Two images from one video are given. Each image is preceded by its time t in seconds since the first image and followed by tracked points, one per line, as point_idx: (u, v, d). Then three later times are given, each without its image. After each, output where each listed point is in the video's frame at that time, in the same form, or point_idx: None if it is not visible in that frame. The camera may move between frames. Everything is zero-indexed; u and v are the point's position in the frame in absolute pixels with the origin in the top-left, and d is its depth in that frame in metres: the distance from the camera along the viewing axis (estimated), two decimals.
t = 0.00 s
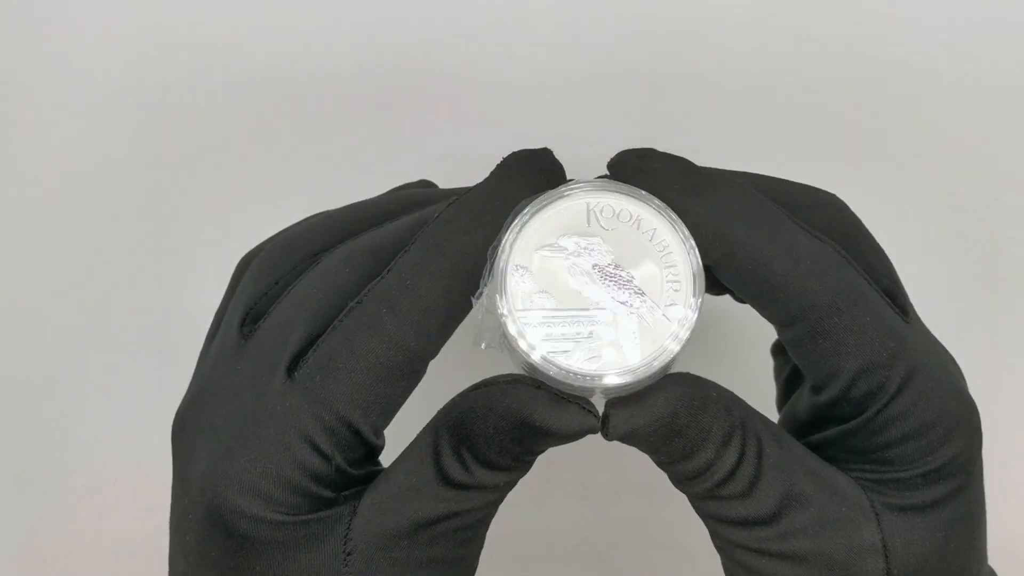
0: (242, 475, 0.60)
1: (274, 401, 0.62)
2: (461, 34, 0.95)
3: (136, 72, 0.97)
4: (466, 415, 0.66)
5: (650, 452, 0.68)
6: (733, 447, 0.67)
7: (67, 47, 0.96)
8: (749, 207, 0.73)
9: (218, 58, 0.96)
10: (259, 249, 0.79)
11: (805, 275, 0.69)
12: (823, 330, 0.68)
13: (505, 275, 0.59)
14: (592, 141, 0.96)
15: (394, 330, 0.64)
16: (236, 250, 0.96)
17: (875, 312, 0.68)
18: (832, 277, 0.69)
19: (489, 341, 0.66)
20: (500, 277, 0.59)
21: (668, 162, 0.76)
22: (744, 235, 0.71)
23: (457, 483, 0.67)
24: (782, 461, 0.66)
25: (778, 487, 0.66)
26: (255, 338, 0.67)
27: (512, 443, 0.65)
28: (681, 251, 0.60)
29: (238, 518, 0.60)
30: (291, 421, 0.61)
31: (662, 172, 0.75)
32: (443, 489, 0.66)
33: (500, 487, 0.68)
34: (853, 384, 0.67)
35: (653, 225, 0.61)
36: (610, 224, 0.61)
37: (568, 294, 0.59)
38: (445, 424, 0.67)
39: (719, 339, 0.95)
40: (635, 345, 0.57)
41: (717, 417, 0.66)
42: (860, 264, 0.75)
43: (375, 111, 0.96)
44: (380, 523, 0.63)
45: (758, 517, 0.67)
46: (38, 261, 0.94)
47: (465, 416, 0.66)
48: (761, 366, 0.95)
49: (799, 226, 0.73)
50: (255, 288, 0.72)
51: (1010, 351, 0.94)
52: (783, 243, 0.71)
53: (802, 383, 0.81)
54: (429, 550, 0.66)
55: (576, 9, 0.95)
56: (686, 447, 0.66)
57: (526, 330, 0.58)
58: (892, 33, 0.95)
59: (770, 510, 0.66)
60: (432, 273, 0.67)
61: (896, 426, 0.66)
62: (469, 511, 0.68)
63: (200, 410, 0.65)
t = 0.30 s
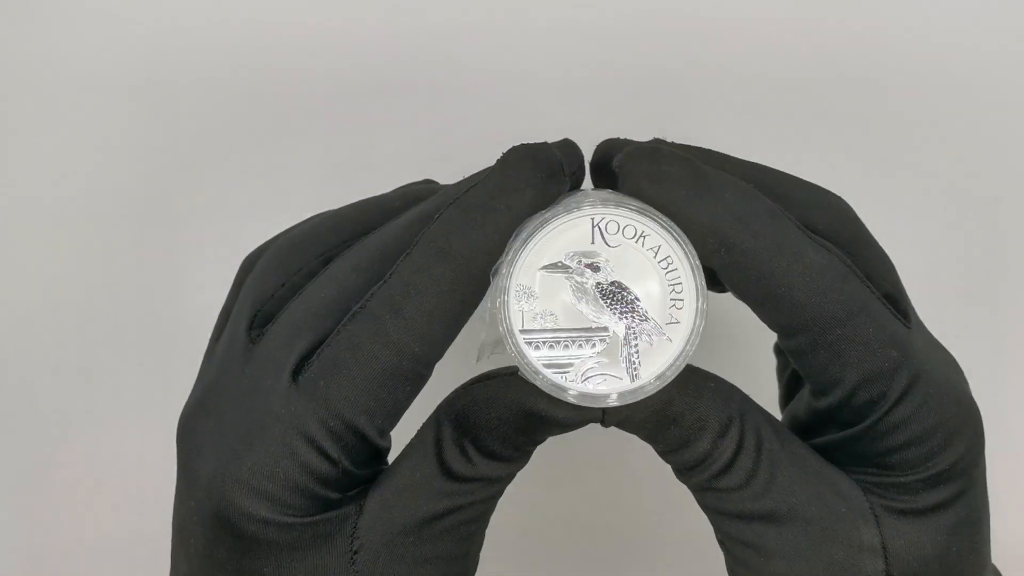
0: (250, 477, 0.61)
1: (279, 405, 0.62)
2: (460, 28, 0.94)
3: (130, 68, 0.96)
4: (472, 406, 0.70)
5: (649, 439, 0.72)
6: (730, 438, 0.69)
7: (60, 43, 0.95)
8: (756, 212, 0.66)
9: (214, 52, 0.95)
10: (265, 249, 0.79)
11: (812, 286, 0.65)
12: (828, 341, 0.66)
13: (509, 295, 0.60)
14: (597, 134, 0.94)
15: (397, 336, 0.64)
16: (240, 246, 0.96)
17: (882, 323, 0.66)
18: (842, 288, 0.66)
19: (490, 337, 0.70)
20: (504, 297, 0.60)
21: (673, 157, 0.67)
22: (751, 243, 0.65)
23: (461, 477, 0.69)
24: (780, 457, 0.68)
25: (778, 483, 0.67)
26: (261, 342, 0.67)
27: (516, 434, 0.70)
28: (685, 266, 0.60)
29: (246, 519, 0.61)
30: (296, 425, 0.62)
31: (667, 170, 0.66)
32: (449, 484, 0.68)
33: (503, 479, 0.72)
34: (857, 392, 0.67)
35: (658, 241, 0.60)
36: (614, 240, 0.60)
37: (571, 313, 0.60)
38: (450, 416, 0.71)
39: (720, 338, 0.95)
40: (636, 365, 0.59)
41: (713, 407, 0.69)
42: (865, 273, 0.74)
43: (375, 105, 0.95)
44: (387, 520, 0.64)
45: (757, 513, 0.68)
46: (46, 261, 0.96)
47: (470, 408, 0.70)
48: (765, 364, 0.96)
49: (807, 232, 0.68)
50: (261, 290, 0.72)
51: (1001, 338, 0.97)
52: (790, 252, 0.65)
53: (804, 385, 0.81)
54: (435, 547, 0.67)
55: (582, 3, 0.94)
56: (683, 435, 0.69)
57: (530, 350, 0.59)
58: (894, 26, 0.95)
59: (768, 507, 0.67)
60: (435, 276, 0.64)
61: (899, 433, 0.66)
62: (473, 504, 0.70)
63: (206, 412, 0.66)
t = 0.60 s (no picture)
0: (254, 478, 0.61)
1: (283, 406, 0.63)
2: (461, 24, 0.94)
3: (131, 65, 0.96)
4: (477, 404, 0.71)
5: (651, 432, 0.73)
6: (731, 433, 0.70)
7: (60, 41, 0.95)
8: (761, 215, 0.65)
9: (215, 49, 0.95)
10: (270, 250, 0.80)
11: (817, 289, 0.64)
12: (830, 345, 0.65)
13: (513, 306, 0.60)
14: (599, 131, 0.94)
15: (400, 338, 0.64)
16: (243, 244, 0.96)
17: (885, 327, 0.66)
18: (846, 292, 0.65)
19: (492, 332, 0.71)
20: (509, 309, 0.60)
21: (680, 158, 0.65)
22: (755, 245, 0.64)
23: (467, 475, 0.69)
24: (783, 454, 0.68)
25: (778, 480, 0.67)
26: (268, 344, 0.68)
27: (522, 430, 0.72)
28: (689, 275, 0.60)
29: (252, 520, 0.61)
30: (300, 426, 0.62)
31: (674, 174, 0.64)
32: (453, 482, 0.68)
33: (506, 477, 0.72)
34: (859, 396, 0.67)
35: (662, 252, 0.60)
36: (619, 252, 0.59)
37: (576, 323, 0.60)
38: (455, 415, 0.71)
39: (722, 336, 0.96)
40: (640, 371, 0.60)
41: (713, 401, 0.70)
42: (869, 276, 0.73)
43: (377, 102, 0.95)
44: (391, 519, 0.64)
45: (758, 512, 0.68)
46: (50, 260, 0.97)
47: (475, 404, 0.71)
48: (768, 363, 0.96)
49: (810, 235, 0.68)
50: (267, 291, 0.72)
51: (1001, 335, 0.98)
52: (795, 256, 0.65)
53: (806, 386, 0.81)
54: (439, 546, 0.67)
55: None
56: (684, 429, 0.71)
57: (536, 359, 0.60)
58: (897, 23, 0.94)
59: (770, 507, 0.68)
60: (438, 276, 0.64)
61: (902, 436, 0.66)
62: (476, 502, 0.70)
63: (212, 413, 0.67)
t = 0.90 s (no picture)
0: (255, 479, 0.61)
1: (283, 407, 0.63)
2: (461, 23, 0.94)
3: (130, 64, 0.95)
4: (478, 403, 0.71)
5: (652, 429, 0.73)
6: (732, 431, 0.70)
7: (65, 39, 0.96)
8: (762, 216, 0.65)
9: (217, 47, 0.95)
10: (271, 249, 0.80)
11: (817, 291, 0.64)
12: (830, 348, 0.65)
13: (514, 312, 0.59)
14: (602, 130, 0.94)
15: (399, 339, 0.64)
16: (243, 242, 0.96)
17: (886, 329, 0.66)
18: (847, 294, 0.65)
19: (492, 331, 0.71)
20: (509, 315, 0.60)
21: (681, 160, 0.65)
22: (756, 247, 0.64)
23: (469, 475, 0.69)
24: (784, 454, 0.68)
25: (778, 480, 0.68)
26: (268, 344, 0.68)
27: (523, 428, 0.72)
28: (689, 279, 0.59)
29: (252, 522, 0.61)
30: (299, 427, 0.62)
31: (675, 175, 0.64)
32: (454, 482, 0.68)
33: (508, 475, 0.73)
34: (859, 398, 0.67)
35: (663, 257, 0.59)
36: (619, 258, 0.59)
37: (577, 328, 0.60)
38: (456, 414, 0.71)
39: (723, 334, 0.95)
40: (640, 374, 0.60)
41: (714, 399, 0.70)
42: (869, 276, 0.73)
43: (380, 101, 0.95)
44: (391, 519, 0.64)
45: (758, 511, 0.69)
46: (50, 258, 0.97)
47: (477, 404, 0.71)
48: (768, 362, 0.96)
49: (811, 237, 0.68)
50: (266, 292, 0.72)
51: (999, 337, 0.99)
52: (795, 258, 0.64)
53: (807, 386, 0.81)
54: (440, 546, 0.67)
55: None
56: (685, 427, 0.71)
57: (536, 363, 0.60)
58: (902, 24, 0.94)
59: (770, 506, 0.68)
60: (438, 277, 0.64)
61: (902, 438, 0.66)
62: (477, 501, 0.70)
63: (212, 413, 0.67)
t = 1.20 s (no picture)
0: (256, 481, 0.61)
1: (284, 409, 0.63)
2: (459, 20, 0.94)
3: (128, 63, 0.95)
4: (480, 403, 0.71)
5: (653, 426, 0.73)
6: (733, 429, 0.69)
7: (66, 39, 0.95)
8: (762, 220, 0.65)
9: (219, 46, 0.94)
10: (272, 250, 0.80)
11: (818, 295, 0.64)
12: (832, 352, 0.65)
13: (515, 320, 0.59)
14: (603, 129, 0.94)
15: (400, 342, 0.64)
16: (243, 241, 0.96)
17: (887, 333, 0.65)
18: (848, 297, 0.65)
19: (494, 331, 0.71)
20: (511, 322, 0.59)
21: (681, 164, 0.65)
22: (758, 250, 0.64)
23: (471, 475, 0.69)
24: (784, 453, 0.68)
25: (778, 478, 0.68)
26: (269, 346, 0.68)
27: (526, 427, 0.71)
28: (690, 287, 0.59)
29: (254, 524, 0.61)
30: (301, 429, 0.62)
31: (675, 179, 0.64)
32: (456, 482, 0.68)
33: (510, 475, 0.72)
34: (861, 401, 0.67)
35: (663, 267, 0.59)
36: (620, 268, 0.59)
37: (578, 333, 0.60)
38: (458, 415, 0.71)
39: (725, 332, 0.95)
40: (641, 378, 0.60)
41: (715, 397, 0.70)
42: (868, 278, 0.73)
43: (379, 98, 0.95)
44: (395, 520, 0.65)
45: (759, 511, 0.69)
46: (50, 258, 0.97)
47: (479, 404, 0.71)
48: (768, 361, 0.96)
49: (813, 241, 0.67)
50: (267, 293, 0.72)
51: (998, 336, 1.00)
52: (797, 262, 0.64)
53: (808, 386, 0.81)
54: (443, 547, 0.67)
55: None
56: (685, 424, 0.70)
57: (537, 367, 0.60)
58: (905, 22, 0.94)
59: (771, 506, 0.68)
60: (438, 278, 0.64)
61: (905, 440, 0.66)
62: (480, 501, 0.70)
63: (214, 414, 0.67)
